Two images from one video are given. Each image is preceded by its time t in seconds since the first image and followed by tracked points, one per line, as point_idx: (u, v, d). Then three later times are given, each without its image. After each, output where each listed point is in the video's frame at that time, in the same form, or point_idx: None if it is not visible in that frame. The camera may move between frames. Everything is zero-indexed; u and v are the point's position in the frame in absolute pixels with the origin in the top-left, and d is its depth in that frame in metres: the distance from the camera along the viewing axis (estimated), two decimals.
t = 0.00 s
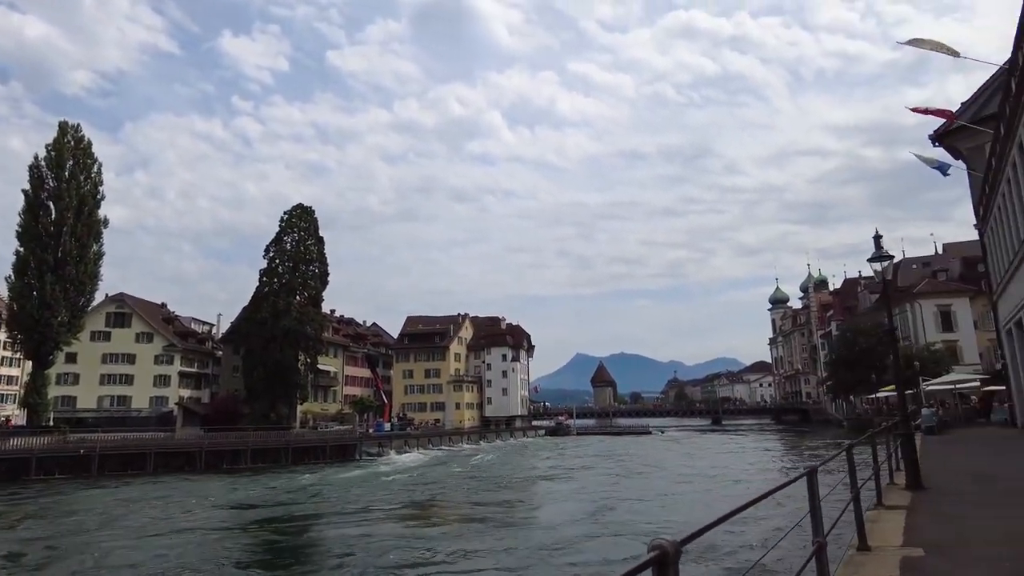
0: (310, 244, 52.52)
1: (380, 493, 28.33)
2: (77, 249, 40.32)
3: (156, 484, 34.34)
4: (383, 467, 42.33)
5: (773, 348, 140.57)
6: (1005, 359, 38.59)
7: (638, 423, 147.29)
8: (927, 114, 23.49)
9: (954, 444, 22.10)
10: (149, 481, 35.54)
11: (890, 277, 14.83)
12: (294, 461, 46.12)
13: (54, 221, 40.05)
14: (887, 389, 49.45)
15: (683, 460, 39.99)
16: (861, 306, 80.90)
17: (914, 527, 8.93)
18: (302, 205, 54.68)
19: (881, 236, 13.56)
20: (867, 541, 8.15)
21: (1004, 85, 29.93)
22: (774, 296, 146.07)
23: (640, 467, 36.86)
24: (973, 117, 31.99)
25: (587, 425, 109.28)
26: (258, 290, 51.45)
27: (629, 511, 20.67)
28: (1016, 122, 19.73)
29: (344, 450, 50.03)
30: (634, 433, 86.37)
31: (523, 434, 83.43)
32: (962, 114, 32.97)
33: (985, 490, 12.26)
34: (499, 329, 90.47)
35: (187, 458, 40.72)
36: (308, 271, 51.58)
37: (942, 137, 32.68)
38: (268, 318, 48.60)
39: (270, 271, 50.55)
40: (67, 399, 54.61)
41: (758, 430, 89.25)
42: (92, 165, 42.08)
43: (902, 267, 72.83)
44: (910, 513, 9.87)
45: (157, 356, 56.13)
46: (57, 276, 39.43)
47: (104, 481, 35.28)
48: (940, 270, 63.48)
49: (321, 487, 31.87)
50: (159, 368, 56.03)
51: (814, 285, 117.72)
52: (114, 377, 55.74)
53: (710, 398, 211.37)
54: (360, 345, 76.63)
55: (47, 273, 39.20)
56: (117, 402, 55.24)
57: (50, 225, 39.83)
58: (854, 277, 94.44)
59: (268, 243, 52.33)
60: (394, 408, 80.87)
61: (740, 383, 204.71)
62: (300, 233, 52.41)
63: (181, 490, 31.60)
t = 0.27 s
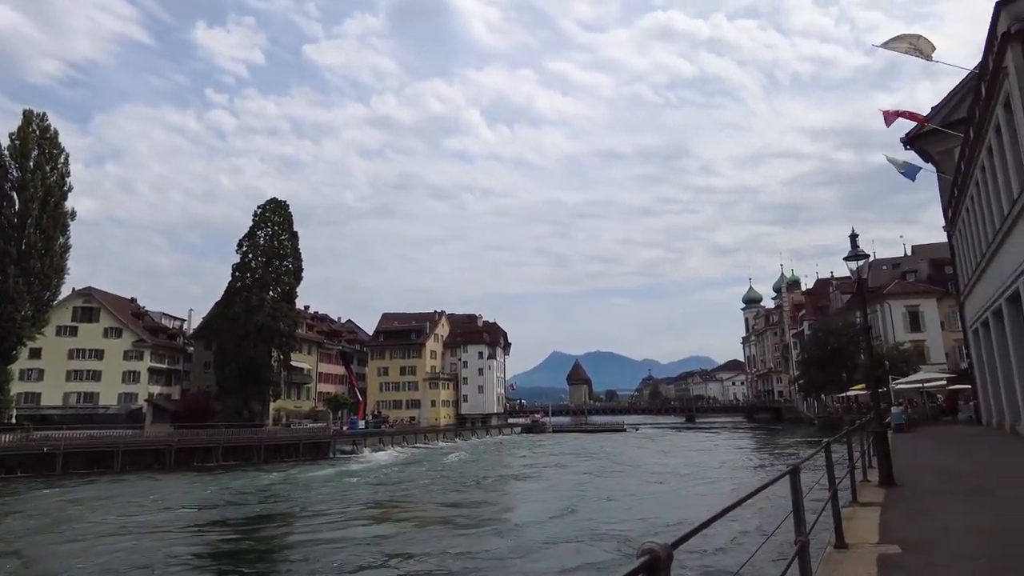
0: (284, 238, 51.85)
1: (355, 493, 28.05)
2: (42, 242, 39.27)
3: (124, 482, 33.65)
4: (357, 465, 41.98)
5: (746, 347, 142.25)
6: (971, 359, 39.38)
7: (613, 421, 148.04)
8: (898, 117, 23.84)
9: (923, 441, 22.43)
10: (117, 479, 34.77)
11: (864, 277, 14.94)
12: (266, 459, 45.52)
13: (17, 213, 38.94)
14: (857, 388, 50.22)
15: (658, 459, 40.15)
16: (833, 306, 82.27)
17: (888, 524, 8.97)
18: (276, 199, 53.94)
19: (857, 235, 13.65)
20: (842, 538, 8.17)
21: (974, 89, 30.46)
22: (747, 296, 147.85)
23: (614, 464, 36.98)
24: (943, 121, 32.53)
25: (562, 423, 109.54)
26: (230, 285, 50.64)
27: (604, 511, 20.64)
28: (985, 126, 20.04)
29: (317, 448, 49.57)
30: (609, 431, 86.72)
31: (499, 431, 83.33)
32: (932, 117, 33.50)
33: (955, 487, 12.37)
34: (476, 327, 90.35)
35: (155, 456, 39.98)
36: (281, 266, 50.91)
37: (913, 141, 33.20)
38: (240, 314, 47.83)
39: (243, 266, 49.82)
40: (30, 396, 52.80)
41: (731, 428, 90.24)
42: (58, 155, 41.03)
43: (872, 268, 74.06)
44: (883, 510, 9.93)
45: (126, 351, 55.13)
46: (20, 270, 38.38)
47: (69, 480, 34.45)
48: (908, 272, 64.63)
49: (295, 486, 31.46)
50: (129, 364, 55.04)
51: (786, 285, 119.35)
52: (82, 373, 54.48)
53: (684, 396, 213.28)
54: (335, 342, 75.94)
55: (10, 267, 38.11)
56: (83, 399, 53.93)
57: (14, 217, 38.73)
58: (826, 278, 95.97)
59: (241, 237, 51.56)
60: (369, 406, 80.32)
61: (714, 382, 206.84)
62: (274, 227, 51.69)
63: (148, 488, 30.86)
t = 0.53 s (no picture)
0: (260, 231, 51.14)
1: (334, 487, 27.76)
2: (9, 232, 38.26)
3: (94, 478, 32.94)
4: (334, 460, 41.63)
5: (722, 343, 143.70)
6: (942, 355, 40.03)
7: (590, 416, 148.76)
8: (876, 114, 24.03)
9: (896, 437, 22.68)
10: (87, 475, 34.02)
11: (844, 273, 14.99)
12: (242, 454, 44.93)
13: None
14: (831, 384, 50.83)
15: (636, 453, 40.26)
16: (808, 303, 83.31)
17: (869, 519, 8.96)
18: (252, 191, 53.17)
19: (838, 231, 13.68)
20: (824, 534, 8.12)
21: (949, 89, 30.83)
22: (724, 293, 149.33)
23: (593, 459, 36.97)
24: (918, 121, 32.90)
25: (541, 417, 109.71)
26: (205, 277, 49.82)
27: (583, 505, 20.58)
28: (961, 125, 20.24)
29: (294, 443, 49.10)
30: (588, 425, 87.02)
31: (478, 426, 83.21)
32: (908, 117, 33.85)
33: (932, 480, 12.44)
34: (455, 322, 90.08)
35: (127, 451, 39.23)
36: (257, 259, 50.23)
37: (889, 139, 33.55)
38: (215, 307, 47.09)
39: (218, 259, 49.03)
40: None
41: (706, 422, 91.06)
42: (26, 143, 39.97)
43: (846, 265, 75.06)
44: (864, 505, 9.93)
45: (98, 345, 54.07)
46: None
47: (37, 475, 33.65)
48: (881, 270, 65.58)
49: (272, 480, 31.05)
50: (100, 358, 53.99)
51: (762, 283, 120.72)
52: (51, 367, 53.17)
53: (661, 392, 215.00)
54: (311, 336, 75.21)
55: None
56: (53, 393, 52.71)
57: None
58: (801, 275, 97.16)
59: (216, 229, 50.74)
60: (346, 401, 79.71)
61: (691, 378, 208.68)
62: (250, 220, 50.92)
63: (120, 484, 30.22)
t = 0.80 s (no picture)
0: (230, 224, 50.25)
1: (305, 485, 27.40)
2: None
3: (55, 477, 32.04)
4: (305, 458, 41.12)
5: (692, 342, 145.25)
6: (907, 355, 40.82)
7: (562, 413, 149.26)
8: (848, 115, 24.29)
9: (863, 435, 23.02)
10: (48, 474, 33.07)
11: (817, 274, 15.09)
12: (209, 451, 44.15)
13: None
14: (799, 383, 51.59)
15: (607, 452, 40.39)
16: (778, 302, 84.58)
17: (844, 517, 9.00)
18: (222, 183, 52.20)
19: (812, 231, 13.75)
20: (801, 533, 8.11)
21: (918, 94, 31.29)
22: (695, 292, 150.93)
23: (565, 458, 36.97)
24: (888, 124, 33.37)
25: (513, 415, 109.73)
26: (172, 271, 48.79)
27: (555, 503, 20.53)
28: (929, 129, 20.48)
29: (262, 441, 48.39)
30: (560, 423, 87.27)
31: (450, 424, 82.93)
32: (878, 120, 34.33)
33: (902, 478, 12.58)
34: (428, 319, 89.68)
35: (89, 449, 38.24)
36: (226, 254, 49.35)
37: (860, 142, 33.99)
38: (183, 302, 46.14)
39: (186, 253, 48.05)
40: None
41: (676, 420, 91.93)
42: None
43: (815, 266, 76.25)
44: (838, 503, 9.99)
45: (59, 340, 52.70)
46: None
47: None
48: (849, 271, 66.71)
49: (240, 478, 30.53)
50: (62, 353, 52.62)
51: (733, 282, 122.24)
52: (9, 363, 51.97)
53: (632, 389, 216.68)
54: (281, 332, 74.18)
55: None
56: (12, 390, 51.26)
57: None
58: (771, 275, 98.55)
59: (184, 222, 49.72)
60: (316, 398, 78.81)
61: (661, 376, 210.56)
62: (219, 213, 49.98)
63: (81, 483, 29.37)
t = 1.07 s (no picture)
0: (193, 219, 49.15)
1: (270, 486, 26.93)
2: None
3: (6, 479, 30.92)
4: (268, 459, 40.38)
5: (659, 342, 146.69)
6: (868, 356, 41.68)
7: (530, 413, 149.49)
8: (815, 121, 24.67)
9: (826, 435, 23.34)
10: None
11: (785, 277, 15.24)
12: (169, 452, 43.13)
13: None
14: (764, 383, 52.34)
15: (576, 452, 40.51)
16: (743, 304, 85.83)
17: (812, 517, 9.05)
18: (185, 177, 51.04)
19: (780, 232, 13.87)
20: (772, 533, 8.12)
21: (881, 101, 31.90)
22: (662, 293, 152.48)
23: (534, 458, 36.96)
24: (852, 130, 33.98)
25: (481, 414, 109.53)
26: (132, 267, 47.54)
27: (523, 504, 20.44)
28: (893, 135, 20.83)
29: (225, 440, 47.37)
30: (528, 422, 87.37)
31: (418, 424, 82.42)
32: (843, 126, 34.94)
33: (867, 477, 12.75)
34: (396, 318, 89.02)
35: (43, 449, 37.01)
36: (189, 250, 48.24)
37: (825, 148, 34.56)
38: (144, 298, 45.00)
39: (147, 248, 46.87)
40: None
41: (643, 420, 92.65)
42: None
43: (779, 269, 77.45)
44: (807, 503, 10.06)
45: (12, 337, 51.07)
46: None
47: None
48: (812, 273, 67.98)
49: (203, 479, 29.89)
50: (15, 350, 50.97)
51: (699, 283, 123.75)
52: None
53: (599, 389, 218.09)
54: (246, 330, 72.87)
55: None
56: None
57: None
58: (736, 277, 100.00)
59: (146, 217, 48.50)
60: (281, 397, 77.56)
61: (628, 375, 212.37)
62: (182, 208, 48.87)
63: (35, 485, 28.40)
